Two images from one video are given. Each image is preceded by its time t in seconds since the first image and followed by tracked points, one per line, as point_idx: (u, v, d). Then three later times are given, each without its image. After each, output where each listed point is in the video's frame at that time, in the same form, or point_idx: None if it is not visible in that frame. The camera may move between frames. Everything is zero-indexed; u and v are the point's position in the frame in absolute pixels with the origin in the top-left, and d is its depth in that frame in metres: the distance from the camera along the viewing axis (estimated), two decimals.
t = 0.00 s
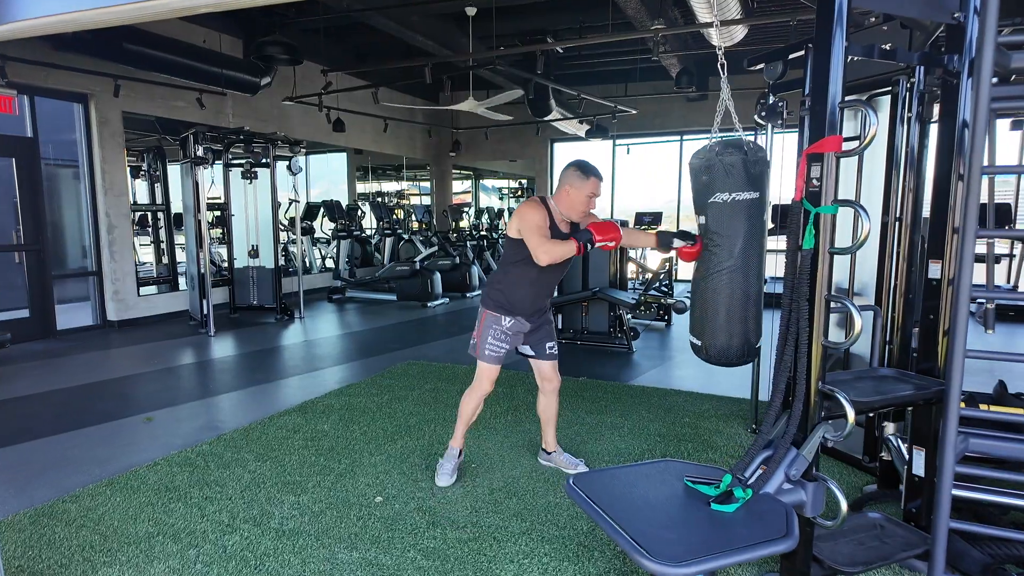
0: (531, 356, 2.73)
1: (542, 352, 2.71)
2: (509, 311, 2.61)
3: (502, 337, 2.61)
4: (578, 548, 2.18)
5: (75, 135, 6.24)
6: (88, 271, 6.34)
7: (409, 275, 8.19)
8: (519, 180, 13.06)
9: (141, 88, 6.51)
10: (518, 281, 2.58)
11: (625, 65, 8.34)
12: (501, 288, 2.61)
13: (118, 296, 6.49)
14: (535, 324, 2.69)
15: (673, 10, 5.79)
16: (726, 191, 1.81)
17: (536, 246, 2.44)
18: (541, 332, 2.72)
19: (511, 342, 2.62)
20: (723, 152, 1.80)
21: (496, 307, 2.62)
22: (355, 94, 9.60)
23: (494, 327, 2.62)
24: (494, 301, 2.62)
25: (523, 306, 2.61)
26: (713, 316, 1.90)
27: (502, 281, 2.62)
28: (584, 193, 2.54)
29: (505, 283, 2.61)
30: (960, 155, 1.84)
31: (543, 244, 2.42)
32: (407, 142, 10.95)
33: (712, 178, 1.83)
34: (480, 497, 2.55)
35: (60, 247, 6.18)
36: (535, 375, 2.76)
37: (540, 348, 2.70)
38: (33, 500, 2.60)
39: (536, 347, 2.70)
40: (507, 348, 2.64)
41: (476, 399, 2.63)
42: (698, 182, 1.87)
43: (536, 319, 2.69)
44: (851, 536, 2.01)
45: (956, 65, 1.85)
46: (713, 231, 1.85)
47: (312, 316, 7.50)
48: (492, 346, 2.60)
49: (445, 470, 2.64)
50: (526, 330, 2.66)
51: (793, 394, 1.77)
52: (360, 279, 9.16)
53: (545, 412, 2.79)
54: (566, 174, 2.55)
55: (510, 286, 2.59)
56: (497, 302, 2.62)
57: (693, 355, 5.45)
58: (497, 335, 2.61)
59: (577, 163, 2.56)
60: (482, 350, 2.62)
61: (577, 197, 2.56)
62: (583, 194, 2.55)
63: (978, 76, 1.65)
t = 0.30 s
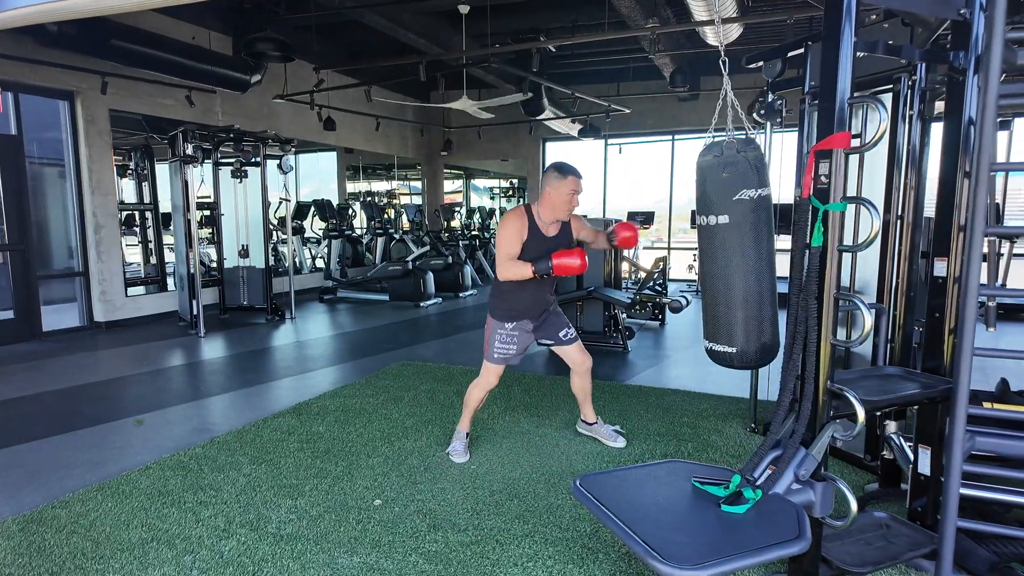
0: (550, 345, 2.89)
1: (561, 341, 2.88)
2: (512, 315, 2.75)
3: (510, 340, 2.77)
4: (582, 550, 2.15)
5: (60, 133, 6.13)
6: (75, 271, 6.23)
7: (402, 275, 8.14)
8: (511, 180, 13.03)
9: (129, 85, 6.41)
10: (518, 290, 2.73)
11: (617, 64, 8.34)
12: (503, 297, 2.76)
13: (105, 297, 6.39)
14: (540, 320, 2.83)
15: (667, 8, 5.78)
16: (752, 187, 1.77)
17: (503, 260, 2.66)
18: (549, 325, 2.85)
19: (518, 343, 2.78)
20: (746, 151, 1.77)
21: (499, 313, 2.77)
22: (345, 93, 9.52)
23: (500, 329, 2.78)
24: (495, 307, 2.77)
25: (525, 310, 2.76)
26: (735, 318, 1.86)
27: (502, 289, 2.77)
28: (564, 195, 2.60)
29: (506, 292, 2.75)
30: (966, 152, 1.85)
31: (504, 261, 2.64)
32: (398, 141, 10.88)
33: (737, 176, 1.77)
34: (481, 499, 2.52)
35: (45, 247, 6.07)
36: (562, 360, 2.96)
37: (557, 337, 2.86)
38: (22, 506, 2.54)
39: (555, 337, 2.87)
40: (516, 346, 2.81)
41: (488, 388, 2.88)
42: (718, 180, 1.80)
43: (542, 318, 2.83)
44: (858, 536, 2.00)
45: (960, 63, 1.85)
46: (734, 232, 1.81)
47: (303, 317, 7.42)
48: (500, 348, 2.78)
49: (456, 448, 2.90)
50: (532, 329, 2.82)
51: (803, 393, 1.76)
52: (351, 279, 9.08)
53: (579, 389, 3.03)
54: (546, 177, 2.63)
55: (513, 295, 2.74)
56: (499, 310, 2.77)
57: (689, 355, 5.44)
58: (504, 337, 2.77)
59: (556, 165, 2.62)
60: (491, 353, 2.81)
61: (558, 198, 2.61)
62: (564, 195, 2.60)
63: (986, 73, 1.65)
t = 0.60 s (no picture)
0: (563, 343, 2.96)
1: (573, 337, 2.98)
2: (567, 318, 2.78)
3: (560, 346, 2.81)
4: (587, 551, 2.14)
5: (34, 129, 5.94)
6: (49, 271, 6.05)
7: (386, 274, 8.06)
8: (494, 179, 13.00)
9: (105, 79, 6.24)
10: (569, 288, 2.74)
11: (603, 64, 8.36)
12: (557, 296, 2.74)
13: (81, 297, 6.22)
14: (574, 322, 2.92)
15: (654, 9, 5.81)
16: (748, 181, 1.79)
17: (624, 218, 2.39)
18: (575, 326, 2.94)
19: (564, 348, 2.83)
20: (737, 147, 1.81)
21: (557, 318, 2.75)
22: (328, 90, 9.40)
23: (553, 335, 2.78)
24: (552, 310, 2.74)
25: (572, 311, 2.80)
26: (737, 317, 1.85)
27: (552, 286, 2.74)
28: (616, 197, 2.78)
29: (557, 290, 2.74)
30: (968, 153, 1.88)
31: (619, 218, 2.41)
32: (381, 139, 10.79)
33: (733, 172, 1.79)
34: (481, 501, 2.49)
35: (18, 246, 5.88)
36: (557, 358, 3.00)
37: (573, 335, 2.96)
38: (4, 514, 2.44)
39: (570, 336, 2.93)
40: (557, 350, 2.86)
41: (504, 389, 2.82)
42: (713, 179, 1.82)
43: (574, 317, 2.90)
44: (861, 532, 2.01)
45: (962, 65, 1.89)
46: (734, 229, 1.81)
47: (286, 317, 7.31)
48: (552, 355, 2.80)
49: (456, 449, 2.85)
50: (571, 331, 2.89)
51: (811, 390, 1.77)
52: (334, 279, 8.97)
53: (572, 393, 3.03)
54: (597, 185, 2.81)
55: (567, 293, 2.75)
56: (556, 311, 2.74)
57: (677, 353, 5.47)
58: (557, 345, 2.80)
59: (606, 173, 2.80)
60: (541, 359, 2.78)
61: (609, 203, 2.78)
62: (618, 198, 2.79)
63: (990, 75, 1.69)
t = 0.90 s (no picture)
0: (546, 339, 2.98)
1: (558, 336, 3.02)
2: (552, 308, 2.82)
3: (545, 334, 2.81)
4: (580, 552, 2.14)
5: None
6: None
7: (349, 275, 7.90)
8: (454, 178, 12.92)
9: (48, 70, 5.91)
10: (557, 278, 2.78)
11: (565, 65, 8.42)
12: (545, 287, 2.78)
13: (23, 301, 5.87)
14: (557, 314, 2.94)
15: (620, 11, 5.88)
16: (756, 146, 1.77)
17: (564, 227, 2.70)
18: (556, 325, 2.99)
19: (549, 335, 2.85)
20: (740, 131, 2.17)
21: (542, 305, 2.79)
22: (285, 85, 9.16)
23: (537, 323, 2.78)
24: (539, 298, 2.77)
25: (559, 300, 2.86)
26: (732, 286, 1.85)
27: (538, 278, 2.79)
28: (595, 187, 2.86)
29: (543, 281, 2.78)
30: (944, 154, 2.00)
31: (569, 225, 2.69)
32: (340, 136, 10.59)
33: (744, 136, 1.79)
34: (468, 504, 2.47)
35: None
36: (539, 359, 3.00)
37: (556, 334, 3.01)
38: None
39: (553, 332, 2.96)
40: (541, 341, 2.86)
41: (494, 381, 2.78)
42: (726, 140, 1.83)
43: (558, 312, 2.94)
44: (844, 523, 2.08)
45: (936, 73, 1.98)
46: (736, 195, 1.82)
47: (244, 319, 7.08)
48: (536, 342, 2.79)
49: (447, 446, 2.80)
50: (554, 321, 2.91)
51: (801, 387, 1.81)
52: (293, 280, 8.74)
53: (551, 391, 3.03)
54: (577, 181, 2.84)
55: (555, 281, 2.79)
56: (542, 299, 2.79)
57: (645, 351, 5.56)
58: (542, 331, 2.80)
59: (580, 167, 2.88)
60: (526, 345, 2.76)
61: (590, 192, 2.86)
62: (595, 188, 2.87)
63: (965, 83, 1.78)
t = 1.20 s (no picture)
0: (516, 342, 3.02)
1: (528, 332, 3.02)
2: (497, 305, 2.94)
3: (492, 329, 2.95)
4: (570, 548, 2.14)
5: None
6: None
7: (314, 274, 7.75)
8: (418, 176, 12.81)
9: None
10: (499, 277, 2.90)
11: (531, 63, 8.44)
12: (485, 286, 2.92)
13: None
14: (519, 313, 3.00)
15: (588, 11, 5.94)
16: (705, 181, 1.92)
17: (473, 237, 2.92)
18: (524, 320, 3.02)
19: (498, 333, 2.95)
20: (700, 131, 1.94)
21: (487, 302, 2.94)
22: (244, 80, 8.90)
23: (484, 320, 2.95)
24: (483, 295, 2.93)
25: (508, 296, 2.94)
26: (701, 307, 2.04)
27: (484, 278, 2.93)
28: (533, 178, 2.90)
29: (485, 281, 2.92)
30: (917, 154, 2.08)
31: (476, 237, 2.89)
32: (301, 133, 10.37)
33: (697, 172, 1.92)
34: (454, 504, 2.45)
35: None
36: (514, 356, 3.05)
37: (527, 332, 3.02)
38: None
39: (519, 334, 3.00)
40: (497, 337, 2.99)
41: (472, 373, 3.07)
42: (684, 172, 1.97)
43: (518, 307, 3.00)
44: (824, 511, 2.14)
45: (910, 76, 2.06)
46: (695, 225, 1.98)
47: (205, 321, 6.86)
48: (484, 339, 2.96)
49: (442, 416, 3.21)
50: (511, 320, 2.98)
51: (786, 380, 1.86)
52: (255, 280, 8.52)
53: (528, 390, 3.07)
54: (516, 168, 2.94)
55: (497, 279, 2.91)
56: (485, 297, 2.94)
57: (616, 347, 5.62)
58: (488, 327, 2.95)
59: (523, 153, 2.94)
60: (475, 342, 2.98)
61: (528, 183, 2.92)
62: (532, 178, 2.90)
63: (940, 87, 1.86)
